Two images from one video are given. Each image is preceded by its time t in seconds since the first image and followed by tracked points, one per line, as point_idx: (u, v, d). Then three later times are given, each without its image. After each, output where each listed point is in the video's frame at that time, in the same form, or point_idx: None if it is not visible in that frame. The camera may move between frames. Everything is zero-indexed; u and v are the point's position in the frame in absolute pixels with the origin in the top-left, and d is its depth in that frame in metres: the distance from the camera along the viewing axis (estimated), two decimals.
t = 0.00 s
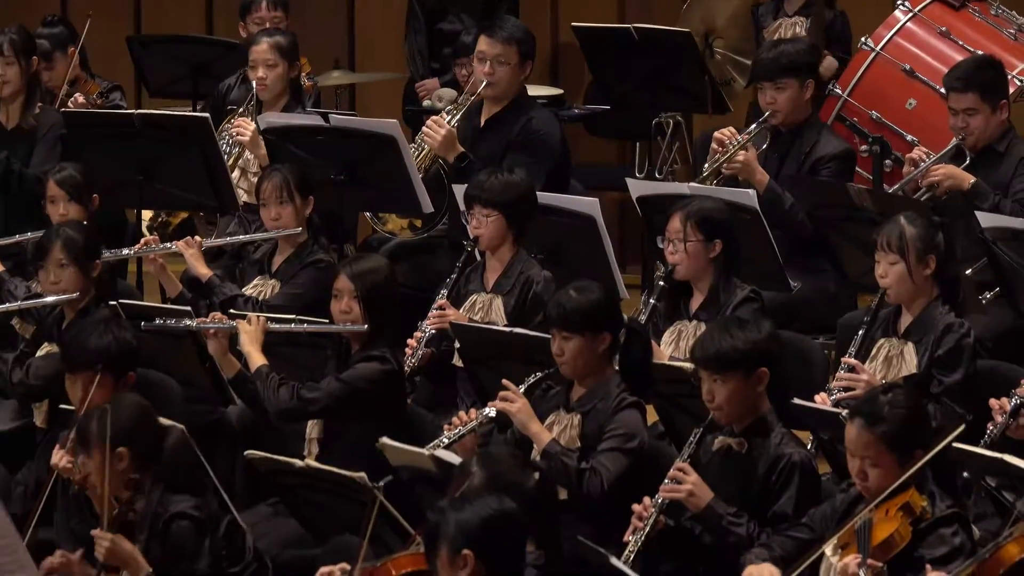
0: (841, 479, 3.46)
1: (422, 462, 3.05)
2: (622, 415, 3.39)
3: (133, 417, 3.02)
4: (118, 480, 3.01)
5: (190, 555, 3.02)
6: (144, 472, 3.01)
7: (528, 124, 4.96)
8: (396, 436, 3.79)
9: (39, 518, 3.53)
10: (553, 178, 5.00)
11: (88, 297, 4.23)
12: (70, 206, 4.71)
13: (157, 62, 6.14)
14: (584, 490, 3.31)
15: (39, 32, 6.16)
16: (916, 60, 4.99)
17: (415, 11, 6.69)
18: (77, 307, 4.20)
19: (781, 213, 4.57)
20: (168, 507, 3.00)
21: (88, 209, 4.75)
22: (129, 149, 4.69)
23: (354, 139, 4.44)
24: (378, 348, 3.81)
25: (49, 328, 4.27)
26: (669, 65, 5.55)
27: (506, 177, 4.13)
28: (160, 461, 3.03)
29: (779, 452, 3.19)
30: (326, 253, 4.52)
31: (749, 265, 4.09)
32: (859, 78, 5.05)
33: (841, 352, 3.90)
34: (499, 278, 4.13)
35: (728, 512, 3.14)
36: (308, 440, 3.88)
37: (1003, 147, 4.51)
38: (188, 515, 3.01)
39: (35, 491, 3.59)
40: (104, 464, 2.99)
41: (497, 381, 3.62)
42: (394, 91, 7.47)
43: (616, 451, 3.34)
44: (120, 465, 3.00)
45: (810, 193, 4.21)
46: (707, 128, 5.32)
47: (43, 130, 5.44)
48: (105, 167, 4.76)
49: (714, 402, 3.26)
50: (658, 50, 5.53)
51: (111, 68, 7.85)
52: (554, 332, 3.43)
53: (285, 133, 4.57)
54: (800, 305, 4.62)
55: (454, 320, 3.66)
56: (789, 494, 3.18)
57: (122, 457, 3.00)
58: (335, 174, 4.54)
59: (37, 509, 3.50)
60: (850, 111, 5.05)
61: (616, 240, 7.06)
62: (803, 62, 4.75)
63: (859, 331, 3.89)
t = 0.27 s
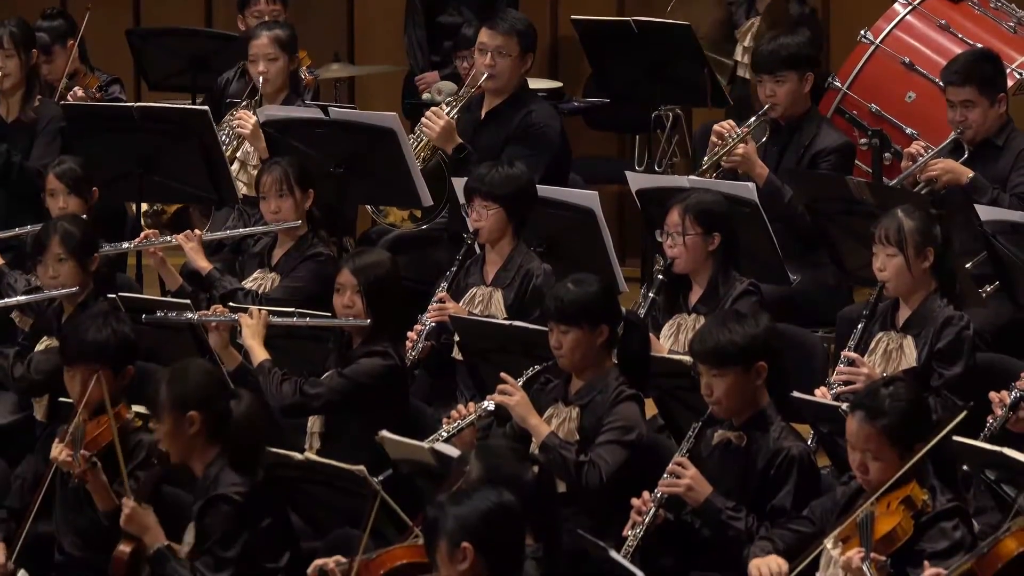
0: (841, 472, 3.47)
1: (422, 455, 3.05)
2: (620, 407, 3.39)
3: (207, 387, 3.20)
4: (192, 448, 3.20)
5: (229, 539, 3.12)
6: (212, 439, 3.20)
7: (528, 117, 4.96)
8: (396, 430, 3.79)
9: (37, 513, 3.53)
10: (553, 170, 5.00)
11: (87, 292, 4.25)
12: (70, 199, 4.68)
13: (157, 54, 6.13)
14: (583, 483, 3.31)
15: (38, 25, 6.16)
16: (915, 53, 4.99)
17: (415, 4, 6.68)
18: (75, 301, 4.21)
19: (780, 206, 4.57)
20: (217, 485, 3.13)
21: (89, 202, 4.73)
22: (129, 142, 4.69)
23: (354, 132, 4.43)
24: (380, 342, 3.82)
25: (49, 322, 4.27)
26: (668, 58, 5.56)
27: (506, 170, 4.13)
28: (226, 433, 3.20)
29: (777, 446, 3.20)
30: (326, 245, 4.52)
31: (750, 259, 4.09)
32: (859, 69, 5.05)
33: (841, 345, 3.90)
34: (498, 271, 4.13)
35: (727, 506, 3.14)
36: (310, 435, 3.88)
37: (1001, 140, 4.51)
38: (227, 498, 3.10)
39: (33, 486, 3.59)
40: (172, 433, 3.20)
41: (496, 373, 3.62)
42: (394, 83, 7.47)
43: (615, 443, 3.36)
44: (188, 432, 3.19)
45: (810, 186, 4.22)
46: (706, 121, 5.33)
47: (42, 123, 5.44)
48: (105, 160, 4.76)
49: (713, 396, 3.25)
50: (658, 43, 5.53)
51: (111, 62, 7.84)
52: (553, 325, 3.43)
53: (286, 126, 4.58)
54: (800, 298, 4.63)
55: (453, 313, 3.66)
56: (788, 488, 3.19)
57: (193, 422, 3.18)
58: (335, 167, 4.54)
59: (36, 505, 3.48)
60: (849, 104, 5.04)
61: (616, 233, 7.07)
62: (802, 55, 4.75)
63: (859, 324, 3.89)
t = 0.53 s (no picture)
0: (839, 468, 3.47)
1: (421, 451, 3.05)
2: (619, 403, 3.40)
3: (263, 369, 3.25)
4: (247, 428, 3.23)
5: (263, 525, 3.15)
6: (267, 422, 3.24)
7: (527, 113, 4.96)
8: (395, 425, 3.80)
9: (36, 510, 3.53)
10: (552, 166, 5.00)
11: (85, 288, 4.24)
12: (68, 195, 4.72)
13: (156, 50, 6.13)
14: (581, 479, 3.31)
15: (38, 21, 6.16)
16: (913, 49, 4.99)
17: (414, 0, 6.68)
18: (73, 297, 4.22)
19: (779, 202, 4.57)
20: (262, 466, 3.17)
21: (87, 198, 4.76)
22: (128, 138, 4.69)
23: (353, 129, 4.43)
24: (381, 339, 3.84)
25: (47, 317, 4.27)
26: (667, 54, 5.56)
27: (505, 166, 4.13)
28: (281, 417, 3.24)
29: (775, 442, 3.20)
30: (325, 242, 4.53)
31: (749, 255, 4.10)
32: (858, 66, 5.06)
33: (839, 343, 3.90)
34: (498, 267, 4.13)
35: (724, 503, 3.14)
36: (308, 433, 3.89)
37: (999, 137, 4.52)
38: (266, 482, 3.14)
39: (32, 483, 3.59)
40: (227, 413, 3.21)
41: (494, 369, 3.62)
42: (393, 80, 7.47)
43: (612, 439, 3.35)
44: (247, 411, 3.21)
45: (809, 182, 4.22)
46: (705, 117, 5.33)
47: (42, 119, 5.44)
48: (103, 156, 4.77)
49: (710, 393, 3.25)
50: (657, 40, 5.53)
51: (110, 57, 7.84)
52: (551, 321, 3.43)
53: (285, 122, 4.57)
54: (798, 295, 4.63)
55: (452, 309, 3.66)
56: (786, 485, 3.19)
57: (253, 401, 3.22)
58: (334, 163, 4.53)
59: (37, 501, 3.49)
60: (848, 100, 5.05)
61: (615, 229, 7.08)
62: (800, 52, 4.76)
63: (856, 321, 3.89)
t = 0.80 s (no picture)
0: (838, 468, 3.47)
1: (420, 451, 3.05)
2: (618, 401, 3.40)
3: (292, 366, 3.35)
4: (271, 422, 3.31)
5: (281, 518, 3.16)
6: (289, 420, 3.32)
7: (527, 112, 4.96)
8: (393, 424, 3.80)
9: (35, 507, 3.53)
10: (551, 165, 5.00)
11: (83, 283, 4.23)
12: (69, 193, 4.68)
13: (156, 49, 6.12)
14: (581, 479, 3.32)
15: (37, 19, 6.16)
16: (912, 48, 4.99)
17: None
18: (74, 295, 4.21)
19: (778, 200, 4.57)
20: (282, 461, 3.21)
21: (87, 195, 4.74)
22: (127, 136, 4.69)
23: (353, 127, 4.43)
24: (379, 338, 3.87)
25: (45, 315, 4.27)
26: (666, 54, 5.56)
27: (506, 165, 4.13)
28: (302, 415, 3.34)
29: (773, 441, 3.20)
30: (324, 241, 4.53)
31: (749, 254, 4.10)
32: (858, 65, 5.06)
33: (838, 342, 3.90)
34: (498, 265, 4.13)
35: (722, 501, 3.13)
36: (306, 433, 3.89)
37: (996, 136, 4.52)
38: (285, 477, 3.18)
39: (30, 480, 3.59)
40: (256, 404, 3.29)
41: (493, 368, 3.62)
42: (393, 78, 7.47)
43: (612, 438, 3.36)
44: (274, 404, 3.30)
45: (809, 181, 4.22)
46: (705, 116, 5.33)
47: (41, 117, 5.44)
48: (103, 155, 4.77)
49: (708, 391, 3.26)
50: (657, 39, 5.53)
51: (109, 56, 7.85)
52: (551, 319, 3.43)
53: (283, 121, 4.56)
54: (797, 294, 4.63)
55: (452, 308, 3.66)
56: (784, 484, 3.18)
57: (280, 395, 3.31)
58: (334, 161, 4.53)
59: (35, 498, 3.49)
60: (847, 99, 5.06)
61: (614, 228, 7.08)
62: (799, 50, 4.76)
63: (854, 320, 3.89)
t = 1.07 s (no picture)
0: (838, 467, 3.47)
1: (418, 450, 3.05)
2: (617, 402, 3.40)
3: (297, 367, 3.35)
4: (273, 422, 3.31)
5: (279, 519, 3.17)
6: (293, 419, 3.33)
7: (527, 110, 4.96)
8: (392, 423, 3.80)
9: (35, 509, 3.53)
10: (552, 164, 5.00)
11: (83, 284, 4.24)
12: (67, 193, 4.78)
13: (155, 48, 6.12)
14: (580, 479, 3.32)
15: (37, 19, 6.16)
16: (912, 47, 4.99)
17: None
18: (72, 295, 4.21)
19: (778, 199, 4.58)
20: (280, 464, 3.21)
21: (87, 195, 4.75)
22: (126, 136, 4.69)
23: (352, 127, 4.43)
24: (378, 337, 3.89)
25: (44, 315, 4.26)
26: (666, 53, 5.56)
27: (506, 164, 4.12)
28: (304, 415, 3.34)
29: (771, 441, 3.20)
30: (324, 241, 4.54)
31: (749, 254, 4.10)
32: (858, 64, 5.06)
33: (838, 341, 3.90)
34: (498, 265, 4.13)
35: (720, 501, 3.13)
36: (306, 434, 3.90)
37: (994, 135, 4.52)
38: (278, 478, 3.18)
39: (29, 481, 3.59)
40: (258, 404, 3.30)
41: (493, 368, 3.62)
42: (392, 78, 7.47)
43: (611, 438, 3.36)
44: (276, 404, 3.30)
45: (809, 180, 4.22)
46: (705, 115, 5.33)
47: (40, 116, 5.44)
48: (103, 155, 4.76)
49: (705, 390, 3.25)
50: (657, 38, 5.52)
51: (109, 56, 7.85)
52: (550, 320, 3.43)
53: (282, 121, 4.55)
54: (797, 293, 4.64)
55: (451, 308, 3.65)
56: (783, 483, 3.18)
57: (282, 396, 3.31)
58: (334, 160, 4.53)
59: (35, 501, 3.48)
60: (847, 98, 5.06)
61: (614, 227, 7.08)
62: (799, 50, 4.76)
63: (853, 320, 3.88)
